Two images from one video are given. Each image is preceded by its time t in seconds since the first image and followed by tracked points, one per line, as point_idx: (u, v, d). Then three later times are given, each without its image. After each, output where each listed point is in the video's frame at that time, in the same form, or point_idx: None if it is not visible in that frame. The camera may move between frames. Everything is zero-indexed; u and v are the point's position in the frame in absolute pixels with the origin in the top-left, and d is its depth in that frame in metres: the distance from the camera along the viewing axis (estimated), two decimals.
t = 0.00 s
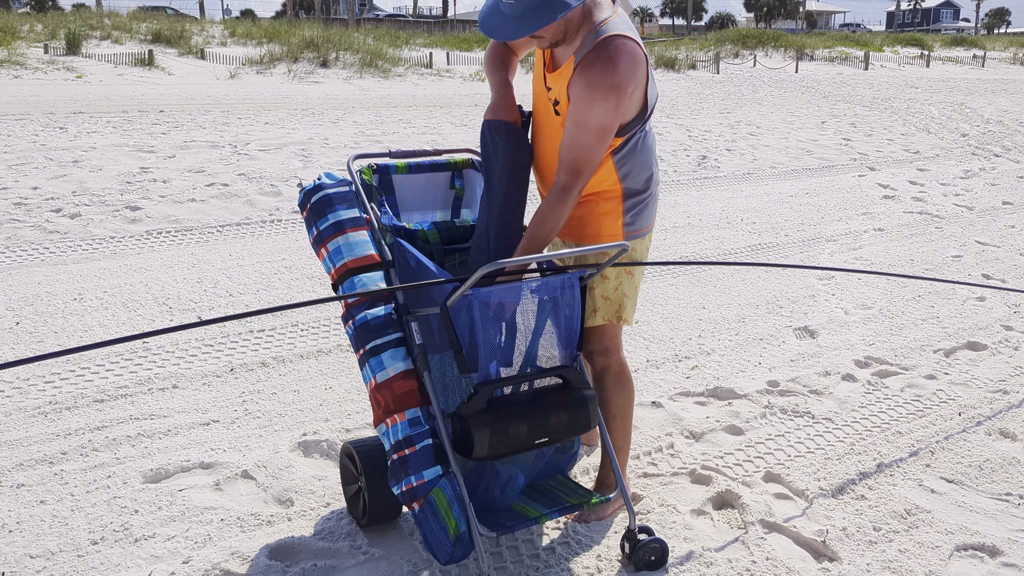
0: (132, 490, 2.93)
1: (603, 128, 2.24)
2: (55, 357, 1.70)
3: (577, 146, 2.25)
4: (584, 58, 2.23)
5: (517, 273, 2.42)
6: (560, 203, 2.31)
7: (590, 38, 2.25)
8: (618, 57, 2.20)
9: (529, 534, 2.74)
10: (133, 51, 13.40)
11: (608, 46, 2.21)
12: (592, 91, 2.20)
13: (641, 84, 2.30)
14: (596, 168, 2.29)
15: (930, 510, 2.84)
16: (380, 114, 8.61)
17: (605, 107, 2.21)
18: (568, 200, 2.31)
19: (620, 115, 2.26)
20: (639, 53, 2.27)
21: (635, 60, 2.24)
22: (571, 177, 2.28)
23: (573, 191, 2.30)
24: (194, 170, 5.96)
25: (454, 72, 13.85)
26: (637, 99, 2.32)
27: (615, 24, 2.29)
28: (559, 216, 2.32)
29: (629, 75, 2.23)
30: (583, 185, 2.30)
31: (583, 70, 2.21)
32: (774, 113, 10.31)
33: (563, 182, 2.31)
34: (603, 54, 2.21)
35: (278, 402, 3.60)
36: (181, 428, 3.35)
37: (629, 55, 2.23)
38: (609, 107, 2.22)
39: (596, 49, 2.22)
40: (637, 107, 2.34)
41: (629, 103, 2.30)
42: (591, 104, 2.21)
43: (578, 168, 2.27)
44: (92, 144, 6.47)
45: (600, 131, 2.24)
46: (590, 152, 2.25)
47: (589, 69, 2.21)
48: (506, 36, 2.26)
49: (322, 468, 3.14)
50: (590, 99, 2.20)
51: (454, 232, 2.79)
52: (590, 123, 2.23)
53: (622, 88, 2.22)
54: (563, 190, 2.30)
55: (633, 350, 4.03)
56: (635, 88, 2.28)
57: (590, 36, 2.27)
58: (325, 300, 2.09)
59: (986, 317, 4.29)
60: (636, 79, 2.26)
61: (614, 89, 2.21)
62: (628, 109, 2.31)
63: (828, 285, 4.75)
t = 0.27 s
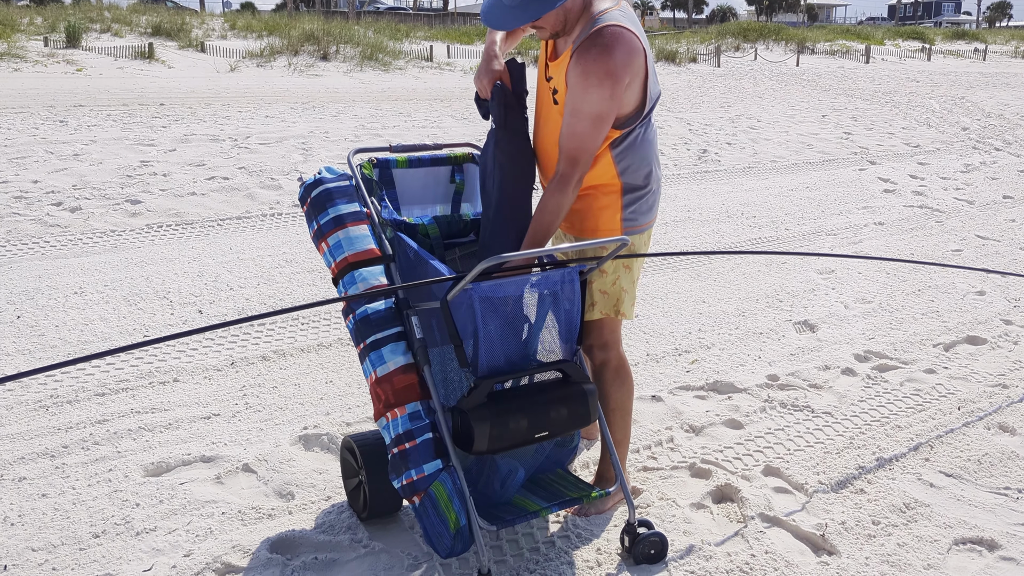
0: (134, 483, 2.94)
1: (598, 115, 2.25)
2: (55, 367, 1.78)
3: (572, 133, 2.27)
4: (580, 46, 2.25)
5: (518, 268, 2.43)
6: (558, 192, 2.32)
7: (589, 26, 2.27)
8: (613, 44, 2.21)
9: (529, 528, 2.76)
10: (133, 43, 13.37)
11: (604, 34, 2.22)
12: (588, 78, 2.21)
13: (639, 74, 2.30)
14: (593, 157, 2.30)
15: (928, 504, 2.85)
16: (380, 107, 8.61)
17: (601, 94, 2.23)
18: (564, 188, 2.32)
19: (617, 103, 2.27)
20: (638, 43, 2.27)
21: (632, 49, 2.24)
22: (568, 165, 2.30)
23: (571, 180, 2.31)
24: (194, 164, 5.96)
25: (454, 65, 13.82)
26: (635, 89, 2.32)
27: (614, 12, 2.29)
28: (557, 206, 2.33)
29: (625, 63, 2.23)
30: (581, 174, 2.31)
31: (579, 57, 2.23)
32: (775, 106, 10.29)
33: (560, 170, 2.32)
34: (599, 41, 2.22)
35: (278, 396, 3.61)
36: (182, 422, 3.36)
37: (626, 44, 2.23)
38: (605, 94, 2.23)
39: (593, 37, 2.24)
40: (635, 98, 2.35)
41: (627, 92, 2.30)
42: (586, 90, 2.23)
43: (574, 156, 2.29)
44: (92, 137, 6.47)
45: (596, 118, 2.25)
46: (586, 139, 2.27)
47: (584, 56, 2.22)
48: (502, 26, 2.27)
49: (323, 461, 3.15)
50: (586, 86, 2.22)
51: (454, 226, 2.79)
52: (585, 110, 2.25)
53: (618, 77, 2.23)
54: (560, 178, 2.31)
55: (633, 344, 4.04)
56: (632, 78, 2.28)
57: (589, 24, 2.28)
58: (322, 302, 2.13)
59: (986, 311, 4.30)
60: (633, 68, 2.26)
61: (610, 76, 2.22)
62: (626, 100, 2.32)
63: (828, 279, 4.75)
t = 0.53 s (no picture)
0: (134, 481, 2.95)
1: (599, 110, 2.25)
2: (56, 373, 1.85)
3: (573, 127, 2.28)
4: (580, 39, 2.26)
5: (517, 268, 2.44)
6: (556, 185, 2.32)
7: (589, 21, 2.28)
8: (613, 39, 2.22)
9: (529, 526, 2.76)
10: (133, 42, 13.37)
11: (604, 28, 2.23)
12: (589, 72, 2.22)
13: (639, 70, 2.31)
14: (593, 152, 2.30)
15: (927, 502, 2.85)
16: (380, 106, 8.61)
17: (601, 89, 2.23)
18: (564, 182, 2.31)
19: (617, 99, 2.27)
20: (638, 39, 2.28)
21: (632, 44, 2.25)
22: (568, 158, 2.30)
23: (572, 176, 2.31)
24: (194, 163, 5.97)
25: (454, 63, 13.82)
26: (635, 85, 2.33)
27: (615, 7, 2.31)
28: (555, 200, 2.32)
29: (626, 58, 2.24)
30: (582, 169, 2.31)
31: (580, 52, 2.24)
32: (775, 105, 10.29)
33: (559, 164, 2.33)
34: (598, 36, 2.23)
35: (278, 394, 3.61)
36: (182, 420, 3.36)
37: (626, 38, 2.24)
38: (605, 89, 2.23)
39: (594, 31, 2.25)
40: (635, 94, 2.35)
41: (627, 88, 2.31)
42: (586, 83, 2.23)
43: (574, 150, 2.29)
44: (93, 136, 6.48)
45: (596, 113, 2.25)
46: (586, 133, 2.27)
47: (584, 50, 2.23)
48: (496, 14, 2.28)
49: (323, 459, 3.16)
50: (587, 79, 2.23)
51: (453, 225, 2.80)
52: (586, 104, 2.25)
53: (618, 72, 2.24)
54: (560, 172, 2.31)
55: (632, 343, 4.05)
56: (633, 73, 2.29)
57: (590, 19, 2.29)
58: (320, 302, 2.16)
59: (985, 310, 4.30)
60: (633, 64, 2.27)
61: (610, 70, 2.22)
62: (626, 96, 2.33)
63: (827, 278, 4.76)
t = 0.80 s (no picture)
0: (133, 482, 2.96)
1: (604, 103, 2.26)
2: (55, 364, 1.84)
3: (579, 120, 2.28)
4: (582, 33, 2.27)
5: (516, 268, 2.44)
6: (564, 178, 2.31)
7: (590, 16, 2.29)
8: (615, 34, 2.23)
9: (528, 527, 2.76)
10: (134, 43, 13.39)
11: (606, 23, 2.25)
12: (593, 66, 2.23)
13: (640, 67, 2.32)
14: (602, 146, 2.30)
15: (926, 502, 2.85)
16: (380, 107, 8.62)
17: (606, 82, 2.24)
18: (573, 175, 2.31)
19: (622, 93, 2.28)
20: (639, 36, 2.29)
21: (634, 39, 2.26)
22: (575, 153, 2.29)
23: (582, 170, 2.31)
24: (195, 164, 5.98)
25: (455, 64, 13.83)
26: (636, 81, 2.34)
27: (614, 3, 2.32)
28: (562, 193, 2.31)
29: (628, 52, 2.25)
30: (593, 164, 2.31)
31: (583, 46, 2.25)
32: (776, 106, 10.29)
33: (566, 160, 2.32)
34: (599, 31, 2.23)
35: (278, 395, 3.62)
36: (182, 421, 3.37)
37: (627, 33, 2.25)
38: (610, 83, 2.24)
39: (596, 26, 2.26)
40: (636, 92, 2.36)
41: (629, 84, 2.32)
42: (590, 77, 2.24)
43: (582, 144, 2.29)
44: (93, 137, 6.49)
45: (602, 106, 2.26)
46: (592, 127, 2.27)
47: (587, 43, 2.24)
48: (496, 6, 2.37)
49: (322, 460, 3.16)
50: (592, 73, 2.24)
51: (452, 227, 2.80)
52: (591, 97, 2.26)
53: (621, 66, 2.24)
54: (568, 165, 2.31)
55: (632, 343, 4.05)
56: (635, 70, 2.30)
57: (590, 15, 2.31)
58: (317, 302, 2.16)
59: (985, 311, 4.30)
60: (634, 60, 2.28)
61: (613, 64, 2.23)
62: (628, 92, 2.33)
63: (827, 279, 4.76)
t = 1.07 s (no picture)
0: (133, 483, 2.95)
1: (604, 80, 2.28)
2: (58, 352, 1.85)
3: (582, 98, 2.30)
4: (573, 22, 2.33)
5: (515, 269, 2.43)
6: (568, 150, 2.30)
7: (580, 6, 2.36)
8: (607, 20, 2.29)
9: (528, 527, 2.76)
10: (134, 45, 13.39)
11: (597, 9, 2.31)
12: (590, 45, 2.27)
13: (632, 55, 2.37)
14: (607, 123, 2.31)
15: (926, 504, 2.84)
16: (380, 108, 8.62)
17: (603, 61, 2.28)
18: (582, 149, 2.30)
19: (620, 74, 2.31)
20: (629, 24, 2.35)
21: (624, 25, 2.32)
22: (580, 128, 2.30)
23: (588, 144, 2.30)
24: (194, 165, 5.98)
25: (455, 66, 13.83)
26: (631, 69, 2.38)
27: None
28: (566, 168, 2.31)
29: (620, 36, 2.30)
30: (598, 141, 2.31)
31: (578, 30, 2.30)
32: (776, 107, 10.29)
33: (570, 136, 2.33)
34: (592, 16, 2.29)
35: (277, 396, 3.61)
36: (181, 422, 3.36)
37: (618, 19, 2.31)
38: (608, 61, 2.28)
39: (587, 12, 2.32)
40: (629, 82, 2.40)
41: (624, 70, 2.35)
42: (587, 55, 2.28)
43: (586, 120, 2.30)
44: (93, 138, 6.49)
45: (602, 83, 2.28)
46: (596, 104, 2.29)
47: (581, 28, 2.29)
48: None
49: (322, 461, 3.16)
50: (590, 51, 2.27)
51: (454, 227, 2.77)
52: (591, 76, 2.29)
53: (615, 49, 2.29)
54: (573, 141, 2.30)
55: (632, 344, 4.04)
56: (628, 55, 2.34)
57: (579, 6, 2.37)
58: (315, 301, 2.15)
59: (986, 312, 4.30)
60: (627, 45, 2.33)
61: (608, 45, 2.28)
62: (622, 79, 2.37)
63: (827, 280, 4.75)
